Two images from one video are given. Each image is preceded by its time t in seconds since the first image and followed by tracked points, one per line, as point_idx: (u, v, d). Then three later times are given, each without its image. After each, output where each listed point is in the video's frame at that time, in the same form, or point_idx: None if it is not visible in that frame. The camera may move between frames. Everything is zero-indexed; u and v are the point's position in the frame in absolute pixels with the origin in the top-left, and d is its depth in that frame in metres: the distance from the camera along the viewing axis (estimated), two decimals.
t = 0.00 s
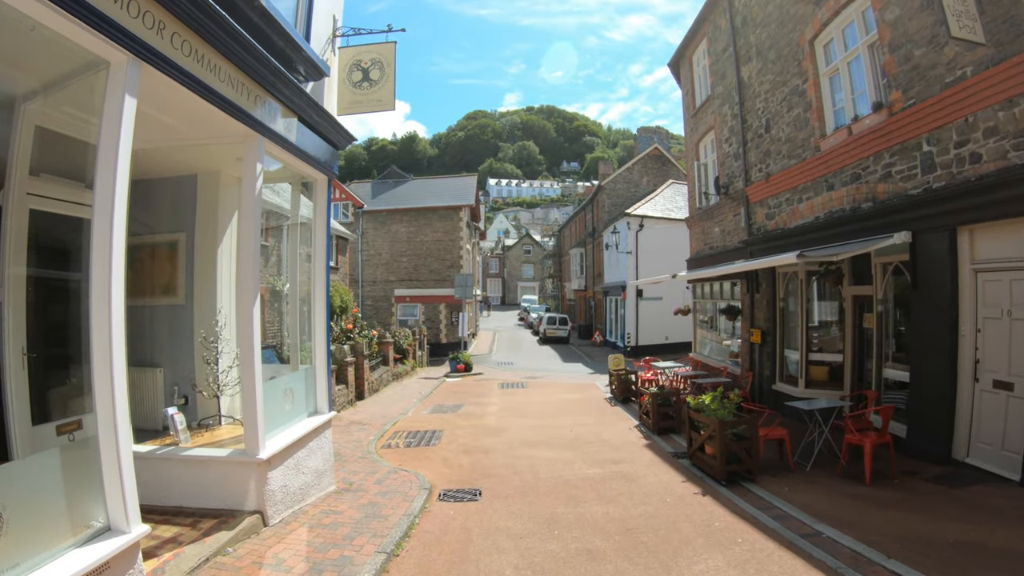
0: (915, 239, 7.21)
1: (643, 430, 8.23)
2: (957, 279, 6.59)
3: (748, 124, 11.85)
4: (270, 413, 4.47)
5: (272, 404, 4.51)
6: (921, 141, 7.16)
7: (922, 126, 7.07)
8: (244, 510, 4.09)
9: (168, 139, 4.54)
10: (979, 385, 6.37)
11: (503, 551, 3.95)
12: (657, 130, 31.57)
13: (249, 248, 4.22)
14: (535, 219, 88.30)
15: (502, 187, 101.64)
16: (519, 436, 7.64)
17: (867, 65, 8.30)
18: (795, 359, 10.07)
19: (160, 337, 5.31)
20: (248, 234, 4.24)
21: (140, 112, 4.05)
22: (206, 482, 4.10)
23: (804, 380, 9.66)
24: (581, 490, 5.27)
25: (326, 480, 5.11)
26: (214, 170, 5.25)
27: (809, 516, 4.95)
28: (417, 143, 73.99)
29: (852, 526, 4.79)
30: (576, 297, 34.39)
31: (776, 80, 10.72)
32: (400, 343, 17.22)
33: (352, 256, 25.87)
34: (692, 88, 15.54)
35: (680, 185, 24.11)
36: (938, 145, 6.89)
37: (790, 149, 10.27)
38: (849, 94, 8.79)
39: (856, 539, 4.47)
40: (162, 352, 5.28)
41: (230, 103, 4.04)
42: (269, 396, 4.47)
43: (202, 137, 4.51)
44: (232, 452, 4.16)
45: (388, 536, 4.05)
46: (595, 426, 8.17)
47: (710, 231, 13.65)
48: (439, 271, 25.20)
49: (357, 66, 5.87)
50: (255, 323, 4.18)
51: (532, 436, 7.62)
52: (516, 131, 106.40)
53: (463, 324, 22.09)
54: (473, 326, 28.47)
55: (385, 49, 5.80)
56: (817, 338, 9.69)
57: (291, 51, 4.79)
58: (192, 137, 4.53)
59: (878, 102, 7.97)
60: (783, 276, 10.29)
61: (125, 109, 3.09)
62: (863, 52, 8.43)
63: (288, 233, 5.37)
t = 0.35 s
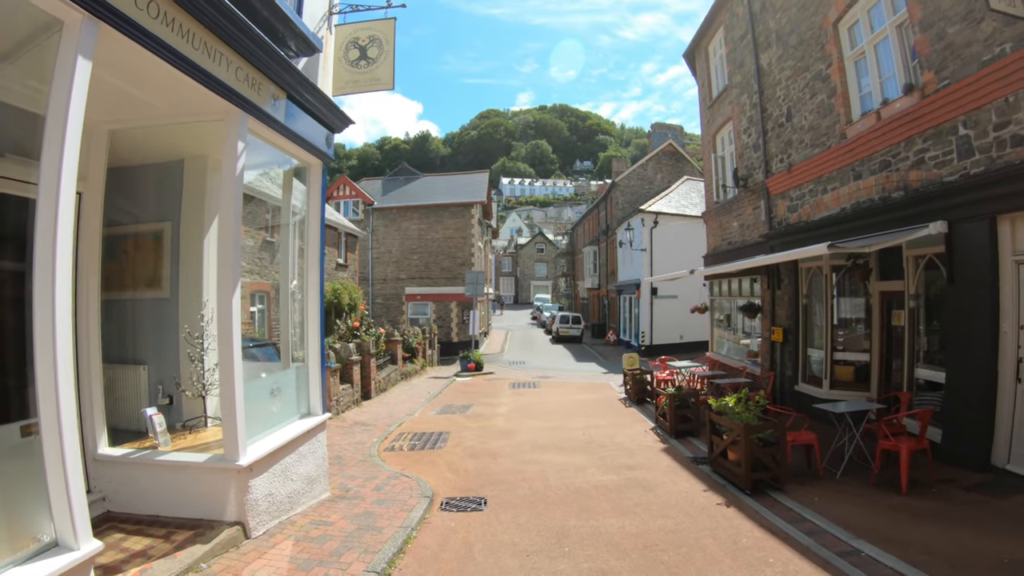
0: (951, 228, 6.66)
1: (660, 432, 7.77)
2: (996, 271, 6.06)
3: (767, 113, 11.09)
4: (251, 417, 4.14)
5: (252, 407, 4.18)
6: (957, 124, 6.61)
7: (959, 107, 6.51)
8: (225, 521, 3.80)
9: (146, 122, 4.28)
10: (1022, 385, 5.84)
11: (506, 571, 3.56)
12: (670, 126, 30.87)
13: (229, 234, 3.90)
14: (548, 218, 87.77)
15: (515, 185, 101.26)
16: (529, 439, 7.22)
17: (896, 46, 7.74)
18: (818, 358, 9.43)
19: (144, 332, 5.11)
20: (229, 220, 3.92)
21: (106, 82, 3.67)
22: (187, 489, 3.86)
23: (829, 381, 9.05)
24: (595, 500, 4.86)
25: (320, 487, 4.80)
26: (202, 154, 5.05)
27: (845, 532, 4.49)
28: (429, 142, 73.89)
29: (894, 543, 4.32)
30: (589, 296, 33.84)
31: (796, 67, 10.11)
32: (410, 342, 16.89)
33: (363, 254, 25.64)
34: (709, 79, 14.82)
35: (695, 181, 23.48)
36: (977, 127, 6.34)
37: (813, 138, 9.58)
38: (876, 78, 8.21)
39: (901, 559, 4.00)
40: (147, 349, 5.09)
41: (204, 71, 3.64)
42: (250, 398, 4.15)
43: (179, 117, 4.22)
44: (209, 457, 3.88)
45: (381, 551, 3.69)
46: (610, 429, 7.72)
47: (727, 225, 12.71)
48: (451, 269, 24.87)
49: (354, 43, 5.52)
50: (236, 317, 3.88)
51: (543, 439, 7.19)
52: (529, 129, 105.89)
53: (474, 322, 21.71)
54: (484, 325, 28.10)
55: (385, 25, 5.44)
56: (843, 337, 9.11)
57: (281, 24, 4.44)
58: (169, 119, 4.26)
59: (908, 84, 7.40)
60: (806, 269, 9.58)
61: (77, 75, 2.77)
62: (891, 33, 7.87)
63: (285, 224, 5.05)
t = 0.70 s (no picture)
0: (985, 216, 6.15)
1: (672, 434, 7.39)
2: None
3: (784, 101, 10.45)
4: (226, 420, 3.84)
5: (228, 409, 3.88)
6: (991, 104, 6.10)
7: (993, 85, 6.00)
8: (196, 532, 3.52)
9: (115, 97, 4.00)
10: None
11: None
12: (682, 122, 29.96)
13: (200, 217, 3.59)
14: (558, 217, 87.29)
15: (524, 185, 100.91)
16: (535, 442, 6.83)
17: (921, 25, 7.20)
18: (840, 357, 8.74)
19: (121, 326, 4.80)
20: (200, 202, 3.62)
21: (45, 39, 3.35)
22: (157, 497, 3.58)
23: (851, 381, 8.41)
24: (605, 510, 4.48)
25: (308, 492, 4.55)
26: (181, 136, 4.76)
27: (881, 548, 4.06)
28: (438, 142, 73.75)
29: (937, 560, 3.90)
30: (599, 295, 33.34)
31: (815, 51, 9.49)
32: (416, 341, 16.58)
33: (370, 253, 25.42)
34: (721, 69, 14.07)
35: (707, 178, 22.93)
36: (1012, 106, 5.84)
37: (833, 125, 8.94)
38: (900, 60, 7.67)
39: None
40: (125, 345, 4.79)
41: (157, 28, 3.24)
42: (225, 400, 3.86)
43: (148, 90, 3.93)
44: (180, 462, 3.61)
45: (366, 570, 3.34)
46: (621, 432, 7.31)
47: (741, 219, 12.01)
48: (459, 267, 24.55)
49: (345, 18, 5.21)
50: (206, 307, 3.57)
51: (550, 442, 6.80)
52: (539, 129, 105.38)
53: (482, 320, 21.36)
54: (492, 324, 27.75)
55: None
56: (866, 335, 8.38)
57: None
58: (137, 92, 3.97)
59: (937, 64, 6.87)
60: (827, 263, 8.85)
61: (15, 29, 2.45)
62: (915, 11, 7.34)
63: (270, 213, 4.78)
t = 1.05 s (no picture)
0: None
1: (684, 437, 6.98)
2: None
3: (801, 91, 9.66)
4: (196, 423, 3.57)
5: (200, 412, 3.62)
6: None
7: None
8: (162, 545, 3.26)
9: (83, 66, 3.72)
10: None
11: None
12: (693, 118, 29.07)
13: (163, 195, 3.29)
14: (566, 217, 86.81)
15: (532, 185, 100.53)
16: (541, 446, 6.44)
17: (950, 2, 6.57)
18: (861, 357, 7.98)
19: (94, 317, 4.52)
20: (165, 180, 3.31)
21: None
22: (123, 507, 3.35)
23: (873, 382, 7.67)
24: (617, 522, 4.08)
25: (292, 499, 4.31)
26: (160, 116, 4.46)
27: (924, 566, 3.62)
28: (446, 141, 73.50)
29: None
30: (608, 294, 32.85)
31: (834, 36, 8.72)
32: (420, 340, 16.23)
33: (375, 250, 25.16)
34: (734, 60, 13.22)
35: (718, 175, 22.35)
36: None
37: (854, 113, 8.20)
38: (927, 42, 7.02)
39: None
40: (100, 337, 4.51)
41: None
42: (196, 403, 3.58)
43: (119, 59, 3.65)
44: (145, 467, 3.35)
45: None
46: (632, 435, 6.90)
47: (756, 214, 11.08)
48: (465, 265, 24.21)
49: None
50: (169, 293, 3.28)
51: (556, 446, 6.40)
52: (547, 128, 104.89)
53: (488, 319, 20.98)
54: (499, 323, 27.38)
55: None
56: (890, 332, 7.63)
57: None
58: (104, 62, 3.68)
59: (969, 43, 6.24)
60: (847, 256, 8.11)
61: None
62: None
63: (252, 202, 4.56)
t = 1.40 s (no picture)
0: None
1: (693, 442, 6.51)
2: None
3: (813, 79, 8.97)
4: (149, 424, 3.37)
5: (155, 413, 3.43)
6: None
7: None
8: (109, 560, 2.97)
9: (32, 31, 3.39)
10: None
11: None
12: (698, 115, 28.20)
13: (111, 170, 3.06)
14: (570, 216, 86.38)
15: (536, 184, 100.13)
16: (540, 450, 6.05)
17: None
18: (879, 357, 7.38)
19: (57, 309, 4.19)
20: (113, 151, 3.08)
21: None
22: (68, 515, 3.04)
23: (891, 384, 7.08)
24: (622, 538, 3.69)
25: (265, 507, 4.03)
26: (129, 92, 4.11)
27: None
28: (449, 140, 73.15)
29: None
30: (611, 293, 32.26)
31: (849, 21, 8.05)
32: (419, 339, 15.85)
33: (376, 248, 24.82)
34: (743, 51, 12.21)
35: (724, 173, 21.78)
36: None
37: (871, 100, 7.56)
38: (950, 22, 6.40)
39: None
40: (64, 331, 4.17)
41: None
42: (151, 401, 3.40)
43: (69, 22, 3.31)
44: (92, 471, 3.08)
45: None
46: (637, 438, 6.51)
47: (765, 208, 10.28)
48: (467, 263, 23.84)
49: None
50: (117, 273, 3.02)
51: (557, 450, 6.01)
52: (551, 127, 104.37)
53: (489, 317, 20.59)
54: (501, 322, 26.99)
55: None
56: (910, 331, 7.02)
57: None
58: (56, 25, 3.34)
59: (998, 20, 5.64)
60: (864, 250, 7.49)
61: None
62: None
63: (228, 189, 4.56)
